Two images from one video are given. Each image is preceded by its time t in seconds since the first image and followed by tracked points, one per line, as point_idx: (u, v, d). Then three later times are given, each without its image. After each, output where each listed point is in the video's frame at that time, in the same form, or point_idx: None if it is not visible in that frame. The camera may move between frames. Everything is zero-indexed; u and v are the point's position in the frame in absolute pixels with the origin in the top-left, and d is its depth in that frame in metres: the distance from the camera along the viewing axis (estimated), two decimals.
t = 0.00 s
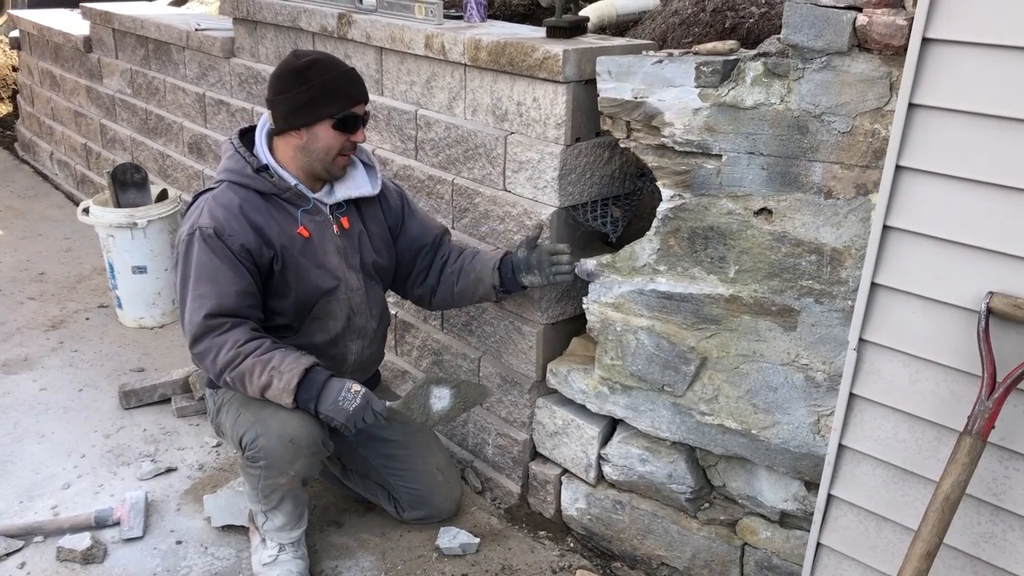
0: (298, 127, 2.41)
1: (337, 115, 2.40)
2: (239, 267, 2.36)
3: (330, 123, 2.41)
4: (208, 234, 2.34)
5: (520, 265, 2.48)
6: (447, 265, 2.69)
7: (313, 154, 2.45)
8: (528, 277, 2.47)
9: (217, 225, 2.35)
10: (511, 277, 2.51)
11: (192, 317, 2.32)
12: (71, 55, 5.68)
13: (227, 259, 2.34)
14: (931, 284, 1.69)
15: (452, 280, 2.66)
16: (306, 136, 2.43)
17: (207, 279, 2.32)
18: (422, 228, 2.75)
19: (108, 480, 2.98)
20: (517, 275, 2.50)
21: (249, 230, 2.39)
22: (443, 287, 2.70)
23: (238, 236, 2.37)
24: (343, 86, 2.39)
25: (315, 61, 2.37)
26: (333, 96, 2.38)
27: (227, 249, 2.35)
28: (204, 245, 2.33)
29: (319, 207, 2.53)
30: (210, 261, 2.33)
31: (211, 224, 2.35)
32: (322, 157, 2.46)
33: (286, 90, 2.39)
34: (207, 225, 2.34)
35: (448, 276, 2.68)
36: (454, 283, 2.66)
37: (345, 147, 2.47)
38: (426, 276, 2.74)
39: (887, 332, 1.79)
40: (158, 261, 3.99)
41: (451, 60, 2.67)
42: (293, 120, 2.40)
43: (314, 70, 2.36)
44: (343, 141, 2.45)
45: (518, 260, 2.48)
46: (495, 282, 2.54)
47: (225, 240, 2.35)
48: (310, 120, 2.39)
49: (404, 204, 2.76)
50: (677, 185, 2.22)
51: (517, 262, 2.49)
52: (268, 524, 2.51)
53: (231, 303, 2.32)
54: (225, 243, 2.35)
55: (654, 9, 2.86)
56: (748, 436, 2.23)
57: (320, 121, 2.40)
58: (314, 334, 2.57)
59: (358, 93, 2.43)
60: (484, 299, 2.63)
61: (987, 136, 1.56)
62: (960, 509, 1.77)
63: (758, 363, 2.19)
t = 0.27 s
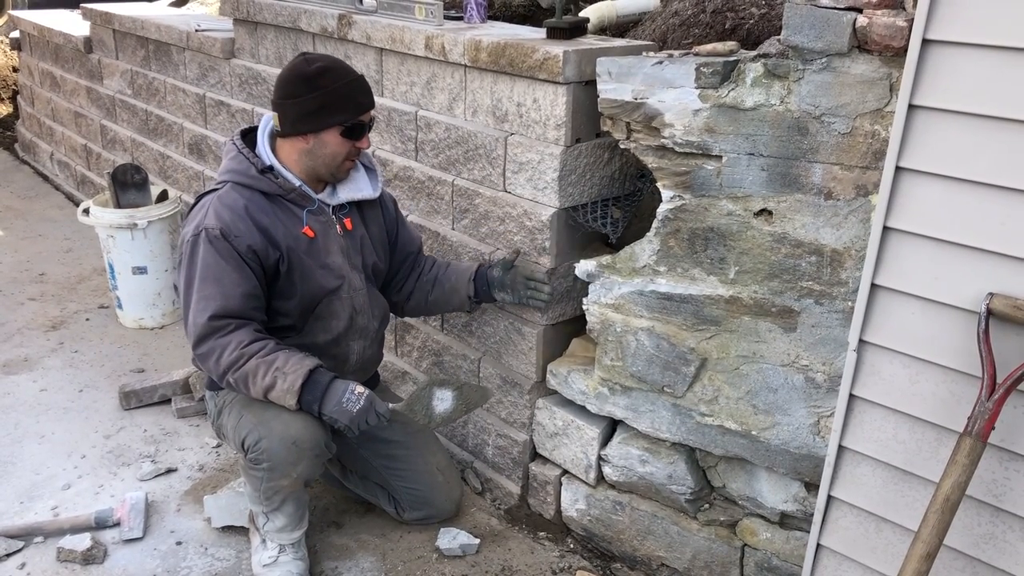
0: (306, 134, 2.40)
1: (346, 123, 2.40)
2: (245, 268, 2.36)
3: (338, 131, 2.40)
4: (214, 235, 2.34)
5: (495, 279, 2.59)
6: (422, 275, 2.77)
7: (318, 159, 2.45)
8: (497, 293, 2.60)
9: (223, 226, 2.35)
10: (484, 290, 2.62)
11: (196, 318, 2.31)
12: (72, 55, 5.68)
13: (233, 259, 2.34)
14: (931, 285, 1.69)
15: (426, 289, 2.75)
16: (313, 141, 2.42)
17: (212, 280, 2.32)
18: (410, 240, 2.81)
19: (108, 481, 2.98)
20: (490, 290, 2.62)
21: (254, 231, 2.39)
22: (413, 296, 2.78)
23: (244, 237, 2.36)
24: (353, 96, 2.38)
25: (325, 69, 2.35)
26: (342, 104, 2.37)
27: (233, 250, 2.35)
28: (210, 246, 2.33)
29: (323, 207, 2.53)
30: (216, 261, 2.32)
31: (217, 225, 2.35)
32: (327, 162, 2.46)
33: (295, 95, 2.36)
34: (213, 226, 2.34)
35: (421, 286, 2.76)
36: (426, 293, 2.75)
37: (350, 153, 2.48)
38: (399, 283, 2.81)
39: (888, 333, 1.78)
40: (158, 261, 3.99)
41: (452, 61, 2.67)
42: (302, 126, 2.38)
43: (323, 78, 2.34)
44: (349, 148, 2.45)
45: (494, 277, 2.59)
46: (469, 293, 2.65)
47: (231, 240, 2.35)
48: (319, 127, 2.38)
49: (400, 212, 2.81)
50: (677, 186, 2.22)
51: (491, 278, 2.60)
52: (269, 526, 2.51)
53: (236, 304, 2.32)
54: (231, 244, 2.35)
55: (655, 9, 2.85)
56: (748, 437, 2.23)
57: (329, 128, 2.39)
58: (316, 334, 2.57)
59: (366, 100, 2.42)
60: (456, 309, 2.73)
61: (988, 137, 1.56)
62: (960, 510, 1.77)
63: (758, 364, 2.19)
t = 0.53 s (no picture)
0: (302, 121, 2.42)
1: (341, 108, 2.43)
2: (248, 263, 2.36)
3: (334, 116, 2.43)
4: (217, 230, 2.34)
5: (524, 268, 2.48)
6: (440, 264, 2.69)
7: (317, 148, 2.47)
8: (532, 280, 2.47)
9: (225, 221, 2.35)
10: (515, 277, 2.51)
11: (200, 312, 2.31)
12: (72, 55, 5.68)
13: (235, 253, 2.34)
14: (932, 285, 1.69)
15: (454, 281, 2.66)
16: (311, 130, 2.44)
17: (216, 275, 2.32)
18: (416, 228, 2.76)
19: (108, 481, 2.97)
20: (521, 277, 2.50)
21: (256, 226, 2.39)
22: (442, 289, 2.70)
23: (246, 232, 2.37)
24: (346, 80, 2.41)
25: (317, 56, 2.39)
26: (336, 88, 2.40)
27: (237, 245, 2.35)
28: (214, 240, 2.33)
29: (322, 203, 2.53)
30: (220, 257, 2.33)
31: (219, 220, 2.35)
32: (328, 151, 2.47)
33: (288, 85, 2.40)
34: (216, 221, 2.35)
35: (448, 277, 2.67)
36: (455, 284, 2.65)
37: (348, 140, 2.49)
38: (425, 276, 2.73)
39: (888, 332, 1.78)
40: (158, 261, 3.99)
41: (452, 60, 2.67)
42: (298, 113, 2.41)
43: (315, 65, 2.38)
44: (347, 134, 2.47)
45: (524, 264, 2.48)
46: (500, 283, 2.54)
47: (233, 235, 2.35)
48: (315, 113, 2.40)
49: (401, 204, 2.78)
50: (677, 186, 2.22)
51: (523, 265, 2.49)
52: (269, 526, 2.50)
53: (240, 299, 2.32)
54: (234, 239, 2.35)
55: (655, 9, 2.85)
56: (749, 437, 2.23)
57: (325, 114, 2.42)
58: (316, 331, 2.57)
59: (359, 86, 2.46)
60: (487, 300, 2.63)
61: (988, 137, 1.56)
62: (961, 511, 1.77)
63: (758, 364, 2.19)
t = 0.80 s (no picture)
0: (299, 114, 2.44)
1: (337, 98, 2.44)
2: (243, 260, 2.36)
3: (330, 107, 2.44)
4: (212, 228, 2.34)
5: (535, 268, 2.47)
6: (441, 264, 2.69)
7: (315, 141, 2.47)
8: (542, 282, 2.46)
9: (220, 219, 2.35)
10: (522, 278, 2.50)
11: (195, 310, 2.31)
12: (72, 55, 5.68)
13: (231, 252, 2.34)
14: (932, 285, 1.69)
15: (456, 283, 2.65)
16: (308, 122, 2.46)
17: (211, 273, 2.32)
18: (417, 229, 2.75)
19: (108, 481, 2.98)
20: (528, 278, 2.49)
21: (252, 224, 2.39)
22: (444, 291, 2.69)
23: (242, 230, 2.37)
24: (340, 70, 2.43)
25: (312, 49, 2.43)
26: (331, 78, 2.42)
27: (231, 243, 2.35)
28: (209, 238, 2.33)
29: (320, 201, 2.54)
30: (215, 255, 2.33)
31: (215, 218, 2.35)
32: (324, 143, 2.47)
33: (285, 79, 2.43)
34: (211, 219, 2.34)
35: (450, 279, 2.67)
36: (457, 285, 2.65)
37: (346, 133, 2.49)
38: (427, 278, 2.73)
39: (889, 332, 1.78)
40: (158, 261, 3.99)
41: (452, 60, 2.67)
42: (295, 106, 2.43)
43: (309, 56, 2.41)
44: (343, 125, 2.47)
45: (534, 264, 2.47)
46: (501, 284, 2.53)
47: (228, 233, 2.35)
48: (311, 104, 2.42)
49: (402, 204, 2.78)
50: (678, 185, 2.22)
51: (534, 265, 2.47)
52: (269, 525, 2.51)
53: (235, 297, 2.32)
54: (229, 237, 2.35)
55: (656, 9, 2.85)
56: (749, 437, 2.23)
57: (321, 104, 2.43)
58: (314, 329, 2.57)
59: (355, 78, 2.47)
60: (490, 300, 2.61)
61: (989, 137, 1.56)
62: (961, 510, 1.77)
63: (759, 364, 2.19)
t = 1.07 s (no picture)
0: (293, 112, 2.44)
1: (330, 94, 2.44)
2: (245, 259, 2.36)
3: (324, 103, 2.44)
4: (213, 226, 2.34)
5: (528, 217, 2.44)
6: (444, 242, 2.68)
7: (311, 138, 2.47)
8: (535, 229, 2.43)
9: (221, 217, 2.35)
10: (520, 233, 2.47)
11: (198, 309, 2.31)
12: (72, 55, 5.68)
13: (232, 250, 2.34)
14: (933, 284, 1.69)
15: (458, 259, 2.64)
16: (303, 120, 2.46)
17: (213, 271, 2.31)
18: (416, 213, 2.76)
19: (108, 481, 2.97)
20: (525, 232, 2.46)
21: (252, 222, 2.39)
22: (449, 270, 2.67)
23: (242, 228, 2.37)
24: (332, 65, 2.43)
25: (301, 46, 2.43)
26: (323, 74, 2.42)
27: (232, 241, 2.35)
28: (211, 237, 2.33)
29: (319, 199, 2.54)
30: (217, 253, 2.32)
31: (215, 216, 2.35)
32: (320, 140, 2.47)
33: (277, 79, 2.44)
34: (212, 217, 2.34)
35: (454, 256, 2.65)
36: (461, 259, 2.63)
37: (341, 127, 2.50)
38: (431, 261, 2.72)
39: (889, 331, 1.78)
40: (159, 261, 3.99)
41: (453, 60, 2.67)
42: (288, 104, 2.43)
43: (299, 53, 2.41)
44: (338, 120, 2.47)
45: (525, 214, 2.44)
46: (503, 246, 2.51)
47: (229, 231, 2.35)
48: (304, 101, 2.42)
49: (399, 195, 2.79)
50: (678, 185, 2.22)
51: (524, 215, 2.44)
52: (270, 524, 2.51)
53: (237, 295, 2.32)
54: (230, 235, 2.35)
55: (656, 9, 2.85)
56: (750, 437, 2.23)
57: (314, 101, 2.43)
58: (315, 327, 2.57)
59: (346, 72, 2.47)
60: (495, 267, 2.58)
61: (989, 136, 1.56)
62: (962, 510, 1.77)
63: (759, 364, 2.19)
